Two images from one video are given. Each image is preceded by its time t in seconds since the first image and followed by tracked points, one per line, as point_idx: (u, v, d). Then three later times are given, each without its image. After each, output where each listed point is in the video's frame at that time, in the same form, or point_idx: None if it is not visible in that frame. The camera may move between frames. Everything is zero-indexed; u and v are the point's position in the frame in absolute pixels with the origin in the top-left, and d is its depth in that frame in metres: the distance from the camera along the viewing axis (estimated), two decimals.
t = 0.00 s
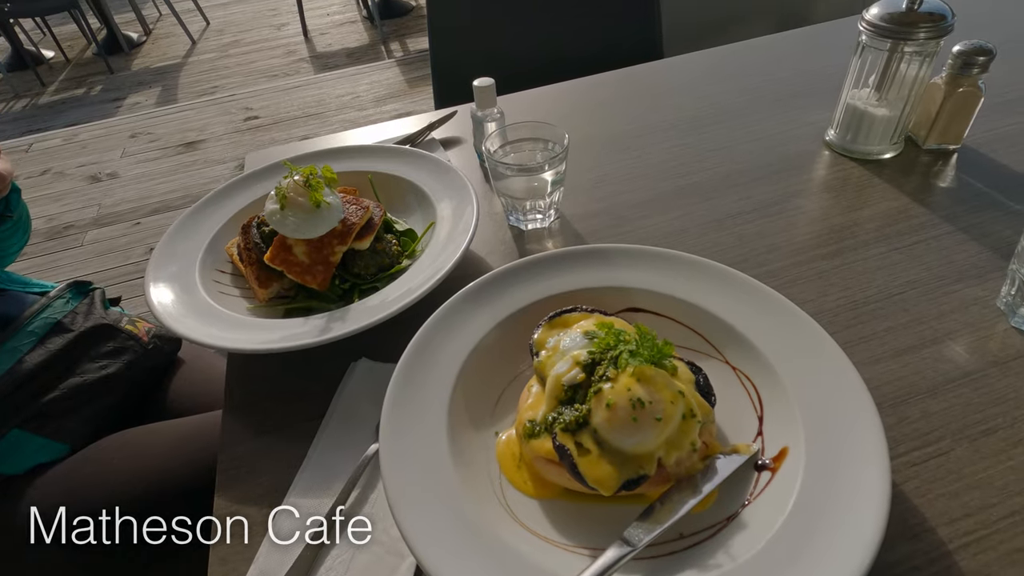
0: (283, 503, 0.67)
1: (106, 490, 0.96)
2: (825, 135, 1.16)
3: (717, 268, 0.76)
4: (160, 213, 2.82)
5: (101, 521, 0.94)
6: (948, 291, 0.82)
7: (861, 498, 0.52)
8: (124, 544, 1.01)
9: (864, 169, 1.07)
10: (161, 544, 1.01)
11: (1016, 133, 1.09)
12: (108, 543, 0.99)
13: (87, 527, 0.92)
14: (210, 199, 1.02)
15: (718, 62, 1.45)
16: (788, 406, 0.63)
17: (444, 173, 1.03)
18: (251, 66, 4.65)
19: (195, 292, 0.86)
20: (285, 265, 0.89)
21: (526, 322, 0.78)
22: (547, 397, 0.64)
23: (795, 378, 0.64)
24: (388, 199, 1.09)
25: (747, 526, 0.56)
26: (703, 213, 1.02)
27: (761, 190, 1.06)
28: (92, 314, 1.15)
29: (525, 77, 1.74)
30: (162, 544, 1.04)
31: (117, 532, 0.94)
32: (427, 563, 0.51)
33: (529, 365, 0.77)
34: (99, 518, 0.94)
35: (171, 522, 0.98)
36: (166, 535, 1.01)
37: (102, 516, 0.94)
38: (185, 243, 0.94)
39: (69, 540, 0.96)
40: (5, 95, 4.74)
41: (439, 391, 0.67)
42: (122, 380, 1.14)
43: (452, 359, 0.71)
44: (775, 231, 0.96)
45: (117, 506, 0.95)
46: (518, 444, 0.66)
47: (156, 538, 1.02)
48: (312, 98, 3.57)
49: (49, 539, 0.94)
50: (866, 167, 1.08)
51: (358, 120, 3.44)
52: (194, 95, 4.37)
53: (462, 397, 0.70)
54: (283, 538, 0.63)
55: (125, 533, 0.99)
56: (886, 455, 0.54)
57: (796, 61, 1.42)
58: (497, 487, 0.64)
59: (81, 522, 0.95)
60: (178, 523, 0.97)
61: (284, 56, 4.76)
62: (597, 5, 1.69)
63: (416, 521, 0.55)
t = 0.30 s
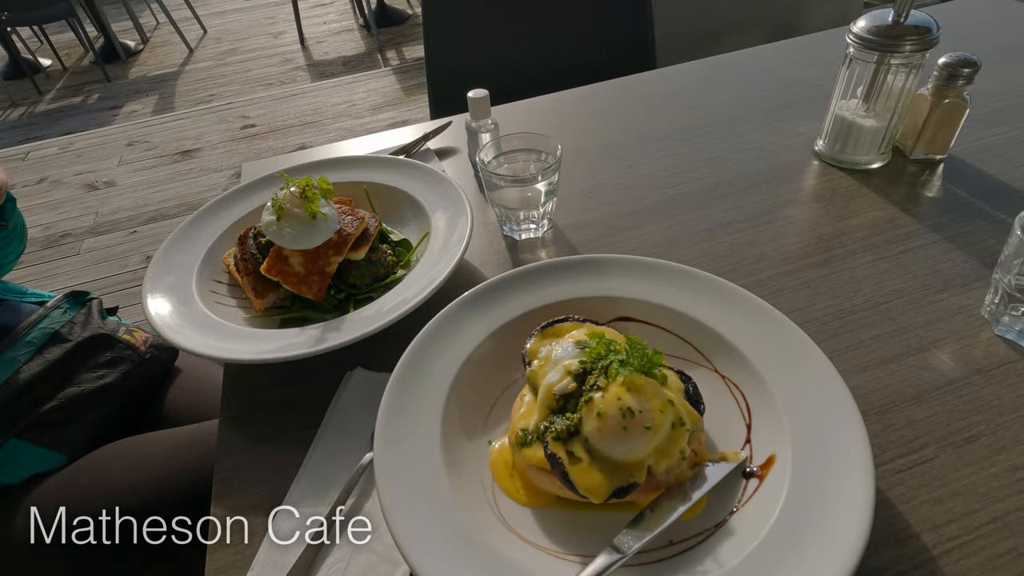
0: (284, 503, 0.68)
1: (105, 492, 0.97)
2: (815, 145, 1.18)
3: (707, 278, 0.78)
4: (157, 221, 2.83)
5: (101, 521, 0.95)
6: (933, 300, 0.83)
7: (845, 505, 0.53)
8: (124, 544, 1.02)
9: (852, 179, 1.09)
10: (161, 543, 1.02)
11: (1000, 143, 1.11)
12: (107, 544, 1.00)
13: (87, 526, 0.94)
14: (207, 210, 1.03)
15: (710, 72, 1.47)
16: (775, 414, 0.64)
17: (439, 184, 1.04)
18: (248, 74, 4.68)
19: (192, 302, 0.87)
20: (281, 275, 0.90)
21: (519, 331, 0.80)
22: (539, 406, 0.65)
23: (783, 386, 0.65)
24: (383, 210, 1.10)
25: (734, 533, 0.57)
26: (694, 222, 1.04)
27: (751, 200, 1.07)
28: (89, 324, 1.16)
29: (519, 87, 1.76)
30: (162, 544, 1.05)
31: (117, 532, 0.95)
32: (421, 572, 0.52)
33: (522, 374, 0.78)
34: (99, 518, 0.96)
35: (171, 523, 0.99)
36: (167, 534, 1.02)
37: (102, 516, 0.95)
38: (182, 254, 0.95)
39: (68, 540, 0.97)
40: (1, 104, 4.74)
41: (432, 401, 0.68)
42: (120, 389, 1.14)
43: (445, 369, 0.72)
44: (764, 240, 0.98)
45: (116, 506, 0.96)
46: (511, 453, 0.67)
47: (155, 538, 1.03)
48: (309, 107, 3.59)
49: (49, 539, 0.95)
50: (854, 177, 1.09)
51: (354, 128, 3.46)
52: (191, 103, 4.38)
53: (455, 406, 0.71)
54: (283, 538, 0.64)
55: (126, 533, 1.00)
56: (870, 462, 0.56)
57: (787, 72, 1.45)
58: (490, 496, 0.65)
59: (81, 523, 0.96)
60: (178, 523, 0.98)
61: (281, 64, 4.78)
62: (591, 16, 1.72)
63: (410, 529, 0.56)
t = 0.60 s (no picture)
0: (284, 503, 0.70)
1: (105, 494, 0.99)
2: (805, 156, 1.20)
3: (697, 289, 0.79)
4: (153, 229, 2.84)
5: (101, 520, 0.96)
6: (920, 310, 0.85)
7: (830, 513, 0.54)
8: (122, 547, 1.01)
9: (841, 190, 1.11)
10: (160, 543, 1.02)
11: (986, 154, 1.13)
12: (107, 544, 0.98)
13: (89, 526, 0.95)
14: (203, 221, 1.04)
15: (702, 83, 1.49)
16: (764, 424, 0.65)
17: (433, 195, 1.06)
18: (245, 82, 4.69)
19: (188, 314, 0.87)
20: (277, 287, 0.91)
21: (512, 343, 0.81)
22: (532, 417, 0.66)
23: (771, 397, 0.66)
24: (378, 221, 1.12)
25: (723, 542, 0.58)
26: (686, 233, 1.05)
27: (742, 211, 1.09)
28: (85, 335, 1.17)
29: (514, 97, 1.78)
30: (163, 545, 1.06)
31: (117, 531, 0.96)
32: None
33: (515, 385, 0.79)
34: (99, 518, 0.96)
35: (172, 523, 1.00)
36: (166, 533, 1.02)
37: (102, 516, 0.96)
38: (178, 266, 0.96)
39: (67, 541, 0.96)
40: None
41: (426, 412, 0.69)
42: (116, 400, 1.15)
43: (439, 380, 0.73)
44: (755, 251, 0.99)
45: (117, 506, 0.97)
46: (503, 463, 0.68)
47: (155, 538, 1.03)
48: (306, 115, 3.61)
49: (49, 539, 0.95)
50: (843, 188, 1.11)
51: (351, 135, 3.47)
52: (188, 111, 4.40)
53: (449, 417, 0.72)
54: (283, 538, 0.66)
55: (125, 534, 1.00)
56: (855, 471, 0.57)
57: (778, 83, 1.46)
58: (483, 506, 0.66)
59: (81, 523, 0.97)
60: (178, 523, 0.99)
61: (278, 72, 4.80)
62: (585, 28, 1.74)
63: (404, 540, 0.56)
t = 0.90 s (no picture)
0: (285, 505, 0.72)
1: (104, 496, 1.01)
2: (794, 171, 1.22)
3: (686, 304, 0.81)
4: (149, 240, 2.84)
5: (100, 520, 0.97)
6: (904, 323, 0.87)
7: (815, 525, 0.56)
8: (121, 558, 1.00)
9: (829, 204, 1.13)
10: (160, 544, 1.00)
11: (969, 169, 1.15)
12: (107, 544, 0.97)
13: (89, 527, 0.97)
14: (200, 235, 1.06)
15: (694, 98, 1.52)
16: (751, 437, 0.66)
17: (428, 210, 1.07)
18: (242, 92, 4.72)
19: (185, 328, 0.88)
20: (273, 301, 0.92)
21: (505, 357, 0.82)
22: (524, 431, 0.67)
23: (758, 410, 0.67)
24: (374, 235, 1.13)
25: (711, 555, 0.59)
26: (677, 246, 1.07)
27: (732, 224, 1.11)
28: (81, 348, 1.17)
29: (510, 111, 1.81)
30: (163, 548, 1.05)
31: (116, 531, 0.97)
32: None
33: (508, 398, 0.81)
34: (98, 518, 0.98)
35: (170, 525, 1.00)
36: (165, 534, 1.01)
37: (102, 517, 0.98)
38: (176, 280, 0.97)
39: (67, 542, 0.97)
40: None
41: (420, 426, 0.70)
42: (111, 414, 1.15)
43: (433, 394, 0.74)
44: (744, 264, 1.01)
45: (116, 506, 0.99)
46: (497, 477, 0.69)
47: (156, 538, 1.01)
48: (302, 126, 3.63)
49: (48, 538, 0.97)
50: (831, 202, 1.13)
51: (347, 146, 3.50)
52: (184, 122, 4.41)
53: (443, 431, 0.73)
54: (283, 538, 0.68)
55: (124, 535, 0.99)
56: (839, 483, 0.58)
57: (768, 98, 1.49)
58: (476, 519, 0.67)
59: (80, 522, 0.98)
60: (178, 523, 1.00)
61: (274, 83, 4.83)
62: (577, 44, 1.76)
63: (398, 552, 0.57)
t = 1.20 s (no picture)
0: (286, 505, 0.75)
1: (105, 498, 1.04)
2: (782, 189, 1.24)
3: (676, 323, 0.82)
4: (145, 253, 2.85)
5: (101, 520, 1.01)
6: (889, 340, 0.89)
7: (799, 540, 0.57)
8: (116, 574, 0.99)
9: (817, 222, 1.15)
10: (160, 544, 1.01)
11: (953, 188, 1.18)
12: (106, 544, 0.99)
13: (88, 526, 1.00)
14: (199, 254, 1.07)
15: (685, 116, 1.55)
16: (738, 453, 0.68)
17: (423, 229, 1.09)
18: (239, 105, 4.75)
19: (183, 346, 0.90)
20: (271, 320, 0.93)
21: (498, 374, 0.83)
22: (517, 449, 0.68)
23: (745, 427, 0.69)
24: (370, 254, 1.15)
25: (700, 570, 0.61)
26: (667, 264, 1.09)
27: (721, 242, 1.13)
28: (79, 365, 1.18)
29: (505, 127, 1.84)
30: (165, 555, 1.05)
31: (116, 531, 1.00)
32: None
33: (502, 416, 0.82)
34: (98, 518, 1.01)
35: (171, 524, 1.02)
36: (165, 534, 1.01)
37: (102, 517, 1.01)
38: (174, 298, 0.99)
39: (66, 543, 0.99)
40: None
41: (415, 444, 0.72)
42: (108, 431, 1.16)
43: (428, 412, 0.75)
44: (732, 281, 1.03)
45: (116, 506, 1.02)
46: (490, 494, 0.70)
47: (156, 539, 1.01)
48: (299, 139, 3.66)
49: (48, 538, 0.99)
50: (818, 220, 1.16)
51: (343, 159, 3.52)
52: (181, 134, 4.44)
53: (438, 449, 0.74)
54: (283, 537, 0.70)
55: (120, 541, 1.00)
56: (823, 499, 0.60)
57: (757, 116, 1.52)
58: (470, 536, 0.68)
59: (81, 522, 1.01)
60: (179, 522, 1.01)
61: (271, 96, 4.87)
62: (571, 63, 1.80)
63: (393, 569, 0.59)
